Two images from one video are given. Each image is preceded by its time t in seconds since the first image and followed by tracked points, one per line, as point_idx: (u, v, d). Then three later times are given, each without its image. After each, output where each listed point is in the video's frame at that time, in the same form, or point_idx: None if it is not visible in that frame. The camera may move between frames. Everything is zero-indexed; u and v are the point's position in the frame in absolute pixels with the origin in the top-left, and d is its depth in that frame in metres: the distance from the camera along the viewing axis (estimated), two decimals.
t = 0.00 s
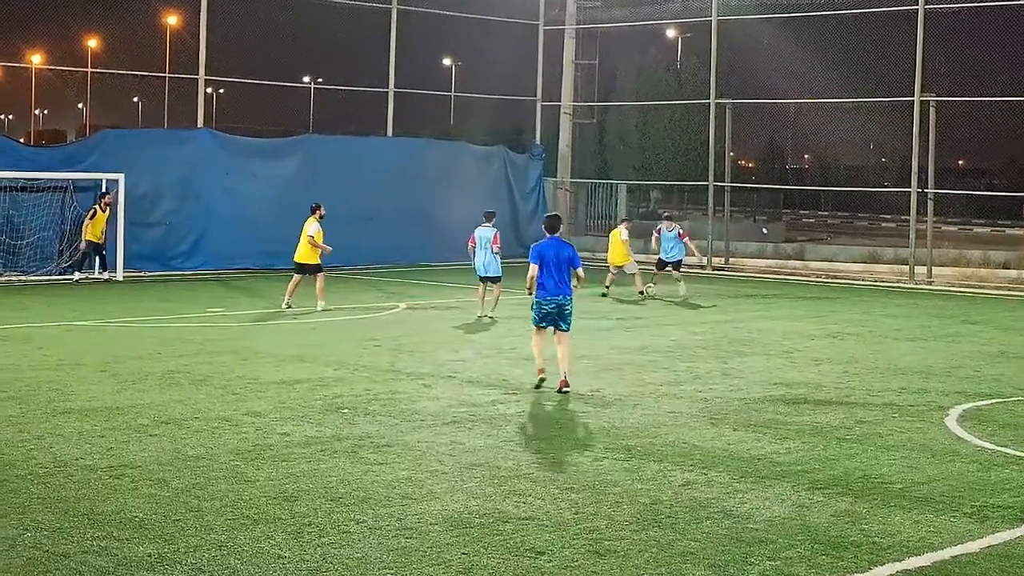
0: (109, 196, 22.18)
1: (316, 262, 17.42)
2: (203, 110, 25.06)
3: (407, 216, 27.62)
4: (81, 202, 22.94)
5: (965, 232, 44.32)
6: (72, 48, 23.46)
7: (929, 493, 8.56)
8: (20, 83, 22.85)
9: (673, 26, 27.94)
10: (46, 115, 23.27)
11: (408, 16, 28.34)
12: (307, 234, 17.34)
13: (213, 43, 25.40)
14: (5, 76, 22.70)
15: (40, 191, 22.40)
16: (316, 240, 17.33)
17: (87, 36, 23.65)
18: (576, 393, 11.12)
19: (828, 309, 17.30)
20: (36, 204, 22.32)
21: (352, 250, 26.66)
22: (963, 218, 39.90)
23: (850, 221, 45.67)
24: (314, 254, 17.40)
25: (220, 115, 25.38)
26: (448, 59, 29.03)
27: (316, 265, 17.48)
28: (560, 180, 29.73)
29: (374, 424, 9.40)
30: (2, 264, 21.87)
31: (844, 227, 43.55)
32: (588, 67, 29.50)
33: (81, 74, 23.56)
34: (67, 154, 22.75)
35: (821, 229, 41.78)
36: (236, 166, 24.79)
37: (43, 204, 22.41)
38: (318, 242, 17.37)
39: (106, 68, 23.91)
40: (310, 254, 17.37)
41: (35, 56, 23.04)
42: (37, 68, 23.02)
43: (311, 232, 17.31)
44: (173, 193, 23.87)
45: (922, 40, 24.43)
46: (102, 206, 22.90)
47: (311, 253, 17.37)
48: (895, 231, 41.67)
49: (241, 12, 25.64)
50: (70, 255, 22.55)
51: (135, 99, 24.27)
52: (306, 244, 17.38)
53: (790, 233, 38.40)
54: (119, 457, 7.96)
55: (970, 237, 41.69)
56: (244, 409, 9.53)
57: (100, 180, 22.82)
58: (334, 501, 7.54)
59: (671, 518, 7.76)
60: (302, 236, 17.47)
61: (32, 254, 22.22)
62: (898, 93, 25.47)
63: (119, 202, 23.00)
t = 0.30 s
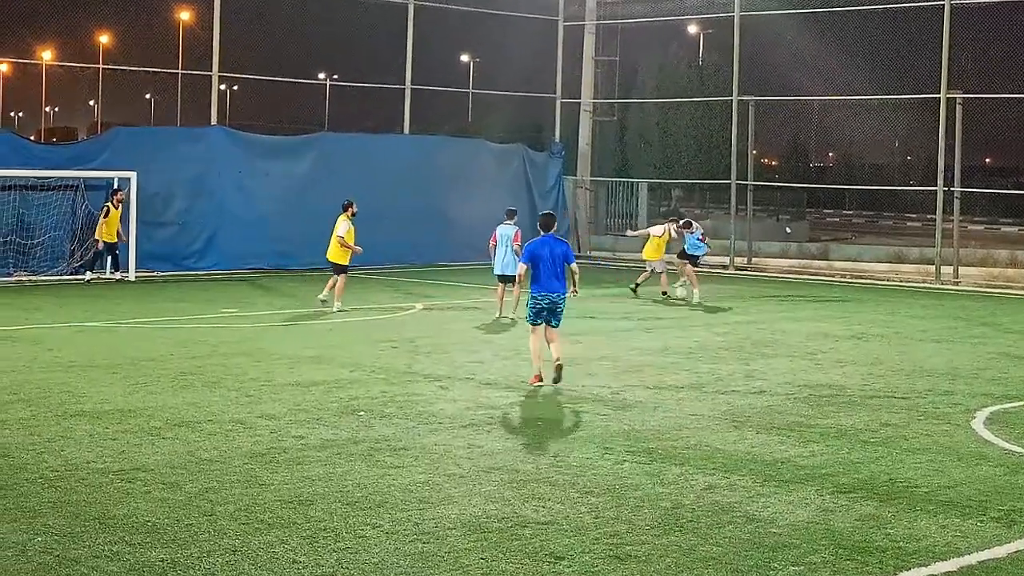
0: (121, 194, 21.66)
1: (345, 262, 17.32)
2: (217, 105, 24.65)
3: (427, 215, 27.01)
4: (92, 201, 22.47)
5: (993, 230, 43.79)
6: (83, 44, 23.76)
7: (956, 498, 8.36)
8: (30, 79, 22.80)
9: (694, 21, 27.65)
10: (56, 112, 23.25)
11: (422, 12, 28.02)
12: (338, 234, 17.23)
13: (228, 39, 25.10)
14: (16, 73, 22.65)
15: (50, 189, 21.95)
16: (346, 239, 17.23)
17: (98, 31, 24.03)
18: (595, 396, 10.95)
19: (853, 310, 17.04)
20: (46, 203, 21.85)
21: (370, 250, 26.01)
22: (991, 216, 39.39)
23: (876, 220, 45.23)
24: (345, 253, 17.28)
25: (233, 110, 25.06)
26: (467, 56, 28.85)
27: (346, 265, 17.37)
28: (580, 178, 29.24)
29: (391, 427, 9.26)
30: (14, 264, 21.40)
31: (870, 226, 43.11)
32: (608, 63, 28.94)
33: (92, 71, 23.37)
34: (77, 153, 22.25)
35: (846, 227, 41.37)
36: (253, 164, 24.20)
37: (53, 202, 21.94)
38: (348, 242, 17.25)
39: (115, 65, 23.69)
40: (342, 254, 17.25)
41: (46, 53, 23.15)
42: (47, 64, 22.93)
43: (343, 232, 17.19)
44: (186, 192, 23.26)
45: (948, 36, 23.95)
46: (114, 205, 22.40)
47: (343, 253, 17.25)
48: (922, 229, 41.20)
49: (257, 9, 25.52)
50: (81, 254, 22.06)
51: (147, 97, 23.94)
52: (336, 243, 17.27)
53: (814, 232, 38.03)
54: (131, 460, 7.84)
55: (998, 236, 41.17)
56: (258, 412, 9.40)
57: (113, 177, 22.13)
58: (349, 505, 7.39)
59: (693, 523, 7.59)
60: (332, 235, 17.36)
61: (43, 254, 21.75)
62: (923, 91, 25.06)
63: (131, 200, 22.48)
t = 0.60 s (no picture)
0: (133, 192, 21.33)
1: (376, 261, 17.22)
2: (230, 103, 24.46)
3: (443, 214, 26.69)
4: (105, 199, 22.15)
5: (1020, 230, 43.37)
6: (94, 40, 23.37)
7: (982, 502, 8.18)
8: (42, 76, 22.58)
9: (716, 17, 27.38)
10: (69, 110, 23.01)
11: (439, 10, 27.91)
12: (368, 234, 17.13)
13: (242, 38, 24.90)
14: (28, 70, 22.43)
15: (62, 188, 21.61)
16: (377, 238, 17.14)
17: (110, 26, 23.70)
18: (615, 398, 10.80)
19: (877, 311, 16.83)
20: (58, 202, 21.53)
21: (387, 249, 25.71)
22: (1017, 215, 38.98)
23: (901, 219, 44.85)
24: (377, 252, 17.18)
25: (247, 107, 24.92)
26: (484, 52, 28.69)
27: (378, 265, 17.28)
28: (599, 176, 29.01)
29: (408, 429, 9.14)
30: (24, 264, 21.07)
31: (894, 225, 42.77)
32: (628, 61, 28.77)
33: (104, 68, 23.18)
34: (88, 152, 21.95)
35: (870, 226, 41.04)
36: (268, 162, 23.89)
37: (64, 202, 21.63)
38: (379, 241, 17.15)
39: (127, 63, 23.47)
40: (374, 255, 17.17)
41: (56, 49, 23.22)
42: (59, 61, 22.67)
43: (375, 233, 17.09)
44: (198, 191, 23.00)
45: (974, 33, 23.67)
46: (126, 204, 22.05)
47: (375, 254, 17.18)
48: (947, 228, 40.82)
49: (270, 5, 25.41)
50: (93, 254, 21.76)
51: (160, 94, 23.77)
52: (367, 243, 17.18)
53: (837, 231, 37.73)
54: (143, 463, 7.74)
55: None
56: (273, 415, 9.29)
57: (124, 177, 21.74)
58: (365, 509, 7.27)
59: (715, 527, 7.44)
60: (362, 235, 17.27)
61: (54, 254, 21.46)
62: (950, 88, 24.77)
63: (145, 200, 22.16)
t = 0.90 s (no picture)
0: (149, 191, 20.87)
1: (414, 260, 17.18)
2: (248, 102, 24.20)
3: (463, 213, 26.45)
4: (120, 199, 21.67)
5: None
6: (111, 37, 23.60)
7: (1016, 507, 7.97)
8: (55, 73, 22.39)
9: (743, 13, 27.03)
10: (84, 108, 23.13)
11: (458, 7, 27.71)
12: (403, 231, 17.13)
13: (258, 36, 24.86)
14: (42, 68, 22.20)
15: (78, 187, 21.09)
16: (411, 236, 17.10)
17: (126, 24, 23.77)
18: (639, 401, 10.63)
19: (905, 313, 16.58)
20: (73, 201, 21.01)
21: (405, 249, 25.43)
22: None
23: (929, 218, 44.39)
24: (412, 251, 17.14)
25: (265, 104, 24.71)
26: (506, 49, 28.63)
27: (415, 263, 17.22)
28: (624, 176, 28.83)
29: (428, 433, 8.99)
30: (39, 264, 20.57)
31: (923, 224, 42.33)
32: (653, 58, 28.53)
33: (120, 65, 23.07)
34: (102, 149, 21.46)
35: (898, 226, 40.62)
36: (288, 160, 23.70)
37: (79, 201, 21.12)
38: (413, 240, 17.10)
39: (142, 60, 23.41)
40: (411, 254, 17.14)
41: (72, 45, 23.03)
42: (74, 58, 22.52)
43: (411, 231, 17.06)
44: (215, 190, 22.74)
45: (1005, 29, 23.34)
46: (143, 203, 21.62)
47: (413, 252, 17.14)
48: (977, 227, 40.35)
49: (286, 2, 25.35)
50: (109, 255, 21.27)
51: (175, 91, 23.86)
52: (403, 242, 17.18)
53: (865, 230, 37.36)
54: (159, 468, 7.61)
55: None
56: (292, 418, 9.17)
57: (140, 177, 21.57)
58: (385, 514, 7.12)
59: (742, 532, 7.26)
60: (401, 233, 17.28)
61: (69, 254, 20.93)
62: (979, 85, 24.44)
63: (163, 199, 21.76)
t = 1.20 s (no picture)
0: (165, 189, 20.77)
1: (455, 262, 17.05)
2: (268, 97, 24.19)
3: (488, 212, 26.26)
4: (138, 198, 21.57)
5: None
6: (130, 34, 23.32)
7: None
8: (72, 69, 22.15)
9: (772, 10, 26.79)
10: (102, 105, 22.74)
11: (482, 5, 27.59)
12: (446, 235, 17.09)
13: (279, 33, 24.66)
14: (59, 64, 22.00)
15: (96, 186, 21.02)
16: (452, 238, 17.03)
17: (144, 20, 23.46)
18: (667, 404, 10.46)
19: (938, 314, 16.31)
20: (91, 201, 20.95)
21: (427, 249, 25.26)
22: None
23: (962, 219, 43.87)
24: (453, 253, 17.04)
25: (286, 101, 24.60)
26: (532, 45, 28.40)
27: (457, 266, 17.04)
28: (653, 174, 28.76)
29: (452, 437, 8.85)
30: (56, 265, 20.53)
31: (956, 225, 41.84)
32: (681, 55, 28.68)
33: (138, 62, 22.85)
34: (122, 147, 21.38)
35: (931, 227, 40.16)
36: (311, 159, 23.59)
37: (98, 200, 21.04)
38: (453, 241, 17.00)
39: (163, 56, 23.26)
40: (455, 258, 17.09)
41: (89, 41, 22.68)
42: (92, 54, 22.29)
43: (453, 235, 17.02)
44: (236, 189, 22.62)
45: None
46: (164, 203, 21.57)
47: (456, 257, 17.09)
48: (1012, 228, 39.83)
49: None
50: (127, 255, 21.19)
51: (196, 89, 23.69)
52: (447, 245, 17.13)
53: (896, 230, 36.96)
54: (178, 473, 7.50)
55: None
56: (313, 422, 9.04)
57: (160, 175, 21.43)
58: (409, 520, 6.99)
59: (771, 538, 7.08)
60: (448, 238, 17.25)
61: (87, 254, 20.86)
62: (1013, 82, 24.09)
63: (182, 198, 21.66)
